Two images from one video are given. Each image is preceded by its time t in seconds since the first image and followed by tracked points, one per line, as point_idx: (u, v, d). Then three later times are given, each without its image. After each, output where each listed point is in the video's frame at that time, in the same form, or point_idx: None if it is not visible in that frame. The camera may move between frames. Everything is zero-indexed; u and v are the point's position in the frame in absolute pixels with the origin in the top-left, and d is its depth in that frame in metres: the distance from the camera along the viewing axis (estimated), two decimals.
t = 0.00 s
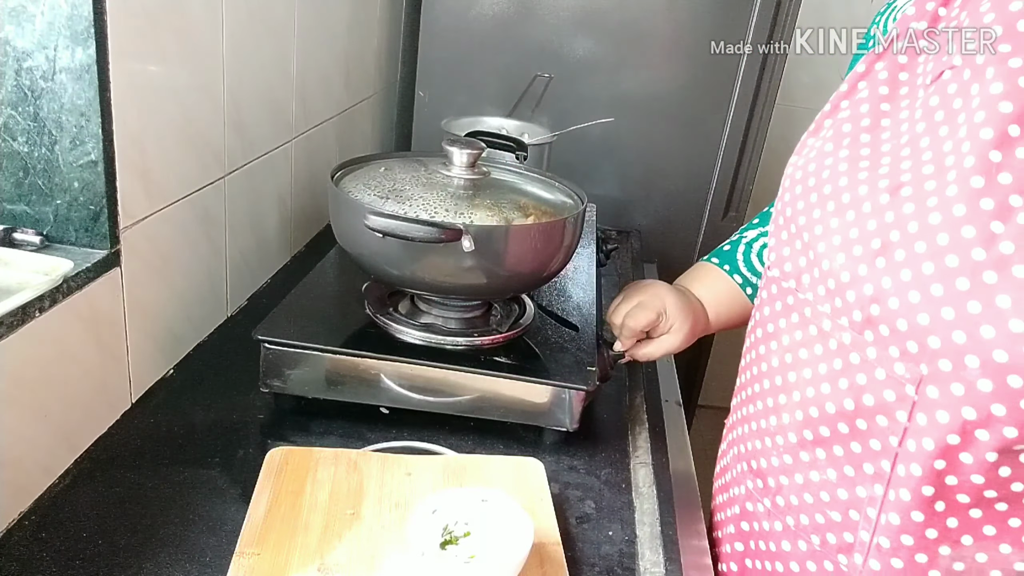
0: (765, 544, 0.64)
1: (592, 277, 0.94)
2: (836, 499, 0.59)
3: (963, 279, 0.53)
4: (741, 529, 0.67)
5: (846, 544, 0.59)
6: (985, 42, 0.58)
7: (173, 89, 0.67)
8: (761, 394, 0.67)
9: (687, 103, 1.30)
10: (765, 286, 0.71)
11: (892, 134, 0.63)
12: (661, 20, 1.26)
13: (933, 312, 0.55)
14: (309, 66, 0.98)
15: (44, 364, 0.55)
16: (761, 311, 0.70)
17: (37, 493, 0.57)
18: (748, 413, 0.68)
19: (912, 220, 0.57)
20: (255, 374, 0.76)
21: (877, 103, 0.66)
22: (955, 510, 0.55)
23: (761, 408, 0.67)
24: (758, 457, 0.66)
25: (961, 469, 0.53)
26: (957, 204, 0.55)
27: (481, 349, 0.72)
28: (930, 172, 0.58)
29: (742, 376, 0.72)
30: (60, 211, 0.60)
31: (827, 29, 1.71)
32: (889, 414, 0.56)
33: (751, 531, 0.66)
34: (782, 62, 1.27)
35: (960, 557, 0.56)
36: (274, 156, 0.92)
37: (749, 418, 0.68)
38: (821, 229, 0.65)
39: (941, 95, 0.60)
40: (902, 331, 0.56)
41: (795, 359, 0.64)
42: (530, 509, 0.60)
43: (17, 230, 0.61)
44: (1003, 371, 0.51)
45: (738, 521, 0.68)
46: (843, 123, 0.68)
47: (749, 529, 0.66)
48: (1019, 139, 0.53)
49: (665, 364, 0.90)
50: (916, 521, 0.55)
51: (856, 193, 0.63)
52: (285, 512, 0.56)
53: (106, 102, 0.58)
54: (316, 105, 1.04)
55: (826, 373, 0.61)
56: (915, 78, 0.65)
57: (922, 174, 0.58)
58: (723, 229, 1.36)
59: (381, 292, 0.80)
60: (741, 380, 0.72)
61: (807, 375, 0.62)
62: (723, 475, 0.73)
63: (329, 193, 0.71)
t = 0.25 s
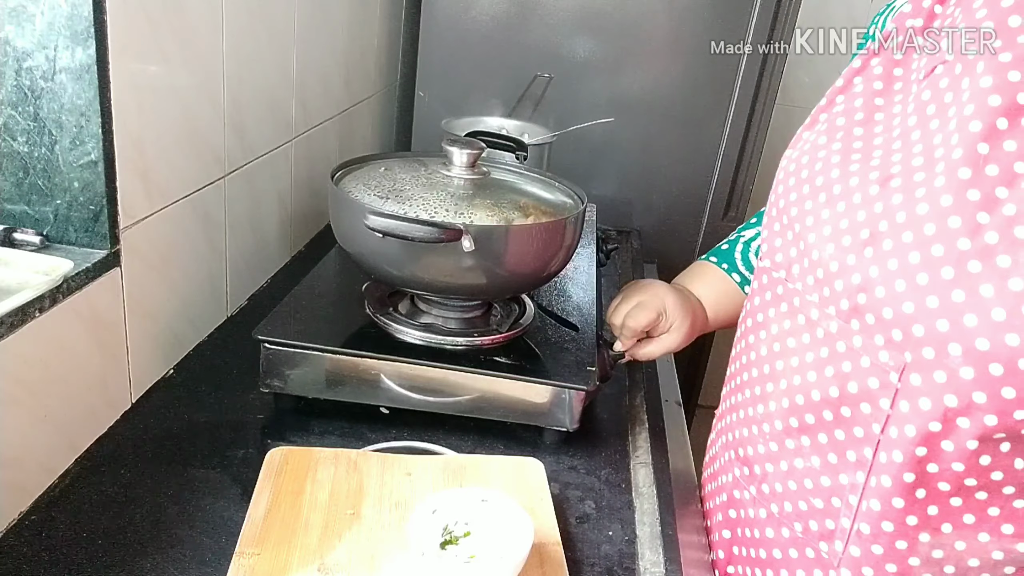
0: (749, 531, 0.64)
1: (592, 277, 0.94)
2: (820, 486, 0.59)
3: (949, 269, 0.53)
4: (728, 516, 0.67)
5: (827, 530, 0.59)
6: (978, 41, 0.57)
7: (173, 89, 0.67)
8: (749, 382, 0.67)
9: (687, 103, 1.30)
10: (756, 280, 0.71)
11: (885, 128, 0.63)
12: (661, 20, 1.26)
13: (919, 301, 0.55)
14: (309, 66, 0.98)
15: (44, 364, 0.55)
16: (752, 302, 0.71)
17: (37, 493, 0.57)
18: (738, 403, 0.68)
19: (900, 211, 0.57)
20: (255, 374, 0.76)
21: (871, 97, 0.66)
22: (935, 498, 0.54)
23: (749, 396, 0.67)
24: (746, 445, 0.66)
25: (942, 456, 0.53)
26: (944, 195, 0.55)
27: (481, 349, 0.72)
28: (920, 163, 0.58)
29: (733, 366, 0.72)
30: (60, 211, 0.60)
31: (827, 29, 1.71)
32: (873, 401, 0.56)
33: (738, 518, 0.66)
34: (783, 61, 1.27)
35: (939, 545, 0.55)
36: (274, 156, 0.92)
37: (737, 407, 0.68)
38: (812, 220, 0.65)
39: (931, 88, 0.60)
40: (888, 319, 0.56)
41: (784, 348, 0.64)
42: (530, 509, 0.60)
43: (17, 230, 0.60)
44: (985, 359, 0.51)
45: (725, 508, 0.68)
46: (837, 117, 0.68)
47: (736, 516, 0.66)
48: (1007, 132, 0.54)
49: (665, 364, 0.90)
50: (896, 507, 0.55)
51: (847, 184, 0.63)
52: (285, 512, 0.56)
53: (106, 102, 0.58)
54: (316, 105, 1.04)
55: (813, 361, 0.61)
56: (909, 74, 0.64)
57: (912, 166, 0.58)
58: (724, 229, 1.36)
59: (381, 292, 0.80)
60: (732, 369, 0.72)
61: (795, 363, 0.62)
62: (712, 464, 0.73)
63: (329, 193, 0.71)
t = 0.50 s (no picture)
0: (744, 527, 0.65)
1: (592, 277, 0.94)
2: (812, 482, 0.59)
3: (939, 267, 0.53)
4: (723, 513, 0.67)
5: (819, 527, 0.59)
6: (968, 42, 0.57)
7: (173, 89, 0.67)
8: (742, 378, 0.67)
9: (687, 103, 1.30)
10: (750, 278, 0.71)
11: (878, 126, 0.63)
12: (661, 20, 1.26)
13: (909, 298, 0.55)
14: (309, 66, 0.98)
15: (44, 364, 0.55)
16: (745, 299, 0.71)
17: (37, 493, 0.57)
18: (730, 399, 0.68)
19: (892, 209, 0.57)
20: (255, 374, 0.76)
21: (863, 96, 0.66)
22: (926, 494, 0.55)
23: (742, 393, 0.67)
24: (738, 442, 0.66)
25: (933, 453, 0.53)
26: (935, 193, 0.55)
27: (481, 349, 0.72)
28: (911, 162, 0.58)
29: (726, 363, 0.72)
30: (60, 211, 0.60)
31: (827, 29, 1.71)
32: (864, 398, 0.56)
33: (733, 514, 0.66)
34: (783, 61, 1.28)
35: (929, 541, 0.55)
36: (274, 156, 0.92)
37: (730, 403, 0.68)
38: (806, 217, 0.65)
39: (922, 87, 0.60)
40: (879, 316, 0.56)
41: (776, 345, 0.64)
42: (530, 509, 0.60)
43: (17, 230, 0.60)
44: (974, 356, 0.51)
45: (719, 505, 0.68)
46: (830, 115, 0.68)
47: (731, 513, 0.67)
48: (996, 130, 0.53)
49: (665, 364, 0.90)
50: (887, 503, 0.55)
51: (840, 182, 0.63)
52: (285, 512, 0.56)
53: (106, 102, 0.58)
54: (316, 105, 1.04)
55: (805, 358, 0.61)
56: (902, 73, 0.64)
57: (903, 164, 0.58)
58: (723, 229, 1.36)
59: (381, 292, 0.80)
60: (724, 365, 0.72)
61: (787, 360, 0.62)
62: (707, 460, 0.73)
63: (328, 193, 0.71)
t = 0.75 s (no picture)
0: (744, 527, 0.64)
1: (592, 277, 0.94)
2: (812, 483, 0.59)
3: (938, 268, 0.53)
4: (723, 513, 0.67)
5: (820, 527, 0.59)
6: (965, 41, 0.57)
7: (174, 89, 0.67)
8: (742, 379, 0.67)
9: (687, 103, 1.30)
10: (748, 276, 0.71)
11: (875, 127, 0.63)
12: (661, 20, 1.26)
13: (908, 299, 0.55)
14: (309, 66, 0.98)
15: (44, 364, 0.55)
16: (744, 299, 0.70)
17: (37, 493, 0.57)
18: (730, 400, 0.68)
19: (890, 210, 0.57)
20: (256, 374, 0.76)
21: (860, 94, 0.66)
22: (925, 494, 0.55)
23: (742, 393, 0.67)
24: (738, 443, 0.66)
25: (933, 454, 0.53)
26: (933, 194, 0.55)
27: (481, 349, 0.72)
28: (908, 162, 0.58)
29: (725, 363, 0.72)
30: (60, 211, 0.60)
31: (827, 29, 1.71)
32: (864, 399, 0.56)
33: (733, 515, 0.66)
34: (782, 61, 1.29)
35: (928, 541, 0.55)
36: (274, 156, 0.92)
37: (730, 403, 0.68)
38: (803, 218, 0.65)
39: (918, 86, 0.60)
40: (879, 318, 0.56)
41: (775, 346, 0.64)
42: (530, 509, 0.60)
43: (17, 230, 0.60)
44: (973, 357, 0.51)
45: (719, 506, 0.68)
46: (827, 115, 0.68)
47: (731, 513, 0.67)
48: (993, 130, 0.53)
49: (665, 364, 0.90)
50: (887, 504, 0.55)
51: (836, 182, 0.63)
52: (285, 512, 0.56)
53: (106, 102, 0.58)
54: (316, 105, 1.04)
55: (803, 359, 0.61)
56: (898, 71, 0.64)
57: (900, 164, 0.58)
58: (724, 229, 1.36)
59: (381, 292, 0.80)
60: (724, 365, 0.72)
61: (786, 361, 0.62)
62: (706, 459, 0.73)
63: (329, 193, 0.71)
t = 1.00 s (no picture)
0: (758, 541, 0.64)
1: (592, 277, 0.94)
2: (830, 497, 0.59)
3: (954, 279, 0.53)
4: (735, 526, 0.67)
5: (838, 541, 0.58)
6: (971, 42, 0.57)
7: (174, 89, 0.67)
8: (752, 392, 0.66)
9: (687, 103, 1.30)
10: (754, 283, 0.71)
11: (881, 132, 0.63)
12: (661, 20, 1.26)
13: (924, 310, 0.54)
14: (309, 65, 0.98)
15: (44, 364, 0.55)
16: (752, 309, 0.70)
17: (37, 492, 0.57)
18: (742, 412, 0.68)
19: (901, 219, 0.57)
20: (256, 374, 0.76)
21: (863, 99, 0.66)
22: (945, 507, 0.54)
23: (753, 405, 0.66)
24: (752, 455, 0.65)
25: (952, 466, 0.53)
26: (945, 203, 0.54)
27: (481, 349, 0.72)
28: (918, 169, 0.57)
29: (735, 373, 0.71)
30: (60, 211, 0.60)
31: (827, 29, 1.71)
32: (881, 412, 0.56)
33: (745, 528, 0.65)
34: (783, 61, 1.26)
35: (949, 554, 0.55)
36: (274, 156, 0.92)
37: (741, 415, 0.68)
38: (811, 226, 0.64)
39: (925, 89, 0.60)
40: (893, 329, 0.56)
41: (786, 357, 0.63)
42: (530, 509, 0.60)
43: (17, 230, 0.61)
44: (993, 369, 0.51)
45: (731, 518, 0.67)
46: (830, 119, 0.68)
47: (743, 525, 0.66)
48: (1006, 137, 0.53)
49: (666, 364, 0.90)
50: (907, 518, 0.55)
51: (845, 190, 0.62)
52: (285, 513, 0.56)
53: (106, 102, 0.58)
54: (316, 105, 1.04)
55: (817, 370, 0.60)
56: (901, 74, 0.64)
57: (909, 172, 0.58)
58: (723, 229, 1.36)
59: (381, 292, 0.80)
60: (734, 376, 0.71)
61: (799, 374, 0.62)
62: (716, 469, 0.72)
63: (329, 194, 0.71)
